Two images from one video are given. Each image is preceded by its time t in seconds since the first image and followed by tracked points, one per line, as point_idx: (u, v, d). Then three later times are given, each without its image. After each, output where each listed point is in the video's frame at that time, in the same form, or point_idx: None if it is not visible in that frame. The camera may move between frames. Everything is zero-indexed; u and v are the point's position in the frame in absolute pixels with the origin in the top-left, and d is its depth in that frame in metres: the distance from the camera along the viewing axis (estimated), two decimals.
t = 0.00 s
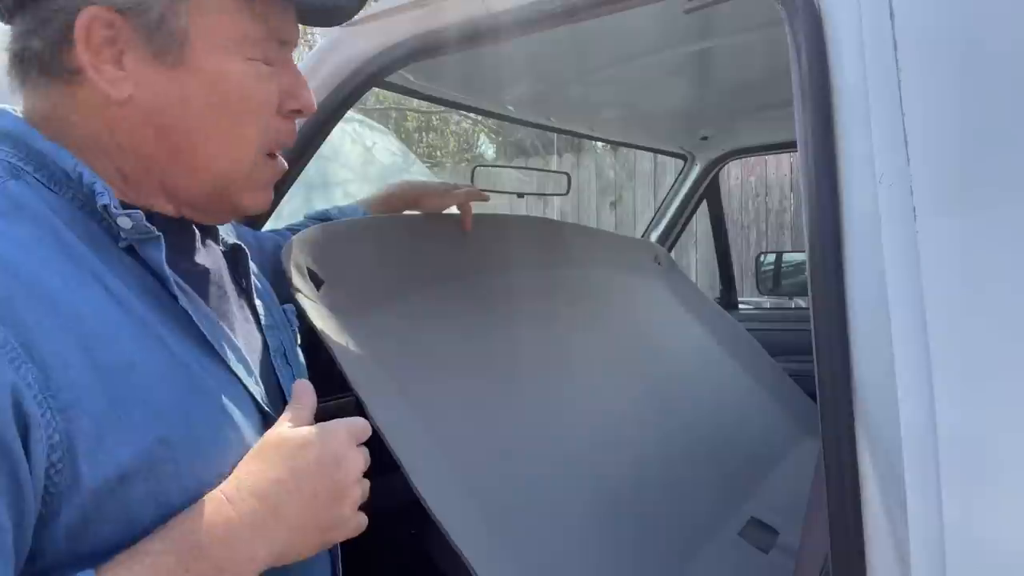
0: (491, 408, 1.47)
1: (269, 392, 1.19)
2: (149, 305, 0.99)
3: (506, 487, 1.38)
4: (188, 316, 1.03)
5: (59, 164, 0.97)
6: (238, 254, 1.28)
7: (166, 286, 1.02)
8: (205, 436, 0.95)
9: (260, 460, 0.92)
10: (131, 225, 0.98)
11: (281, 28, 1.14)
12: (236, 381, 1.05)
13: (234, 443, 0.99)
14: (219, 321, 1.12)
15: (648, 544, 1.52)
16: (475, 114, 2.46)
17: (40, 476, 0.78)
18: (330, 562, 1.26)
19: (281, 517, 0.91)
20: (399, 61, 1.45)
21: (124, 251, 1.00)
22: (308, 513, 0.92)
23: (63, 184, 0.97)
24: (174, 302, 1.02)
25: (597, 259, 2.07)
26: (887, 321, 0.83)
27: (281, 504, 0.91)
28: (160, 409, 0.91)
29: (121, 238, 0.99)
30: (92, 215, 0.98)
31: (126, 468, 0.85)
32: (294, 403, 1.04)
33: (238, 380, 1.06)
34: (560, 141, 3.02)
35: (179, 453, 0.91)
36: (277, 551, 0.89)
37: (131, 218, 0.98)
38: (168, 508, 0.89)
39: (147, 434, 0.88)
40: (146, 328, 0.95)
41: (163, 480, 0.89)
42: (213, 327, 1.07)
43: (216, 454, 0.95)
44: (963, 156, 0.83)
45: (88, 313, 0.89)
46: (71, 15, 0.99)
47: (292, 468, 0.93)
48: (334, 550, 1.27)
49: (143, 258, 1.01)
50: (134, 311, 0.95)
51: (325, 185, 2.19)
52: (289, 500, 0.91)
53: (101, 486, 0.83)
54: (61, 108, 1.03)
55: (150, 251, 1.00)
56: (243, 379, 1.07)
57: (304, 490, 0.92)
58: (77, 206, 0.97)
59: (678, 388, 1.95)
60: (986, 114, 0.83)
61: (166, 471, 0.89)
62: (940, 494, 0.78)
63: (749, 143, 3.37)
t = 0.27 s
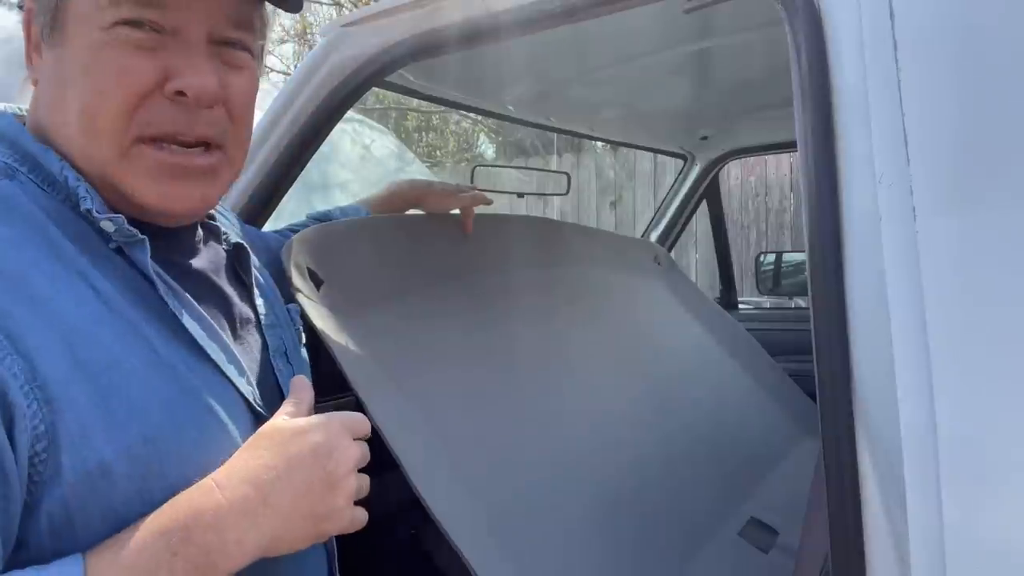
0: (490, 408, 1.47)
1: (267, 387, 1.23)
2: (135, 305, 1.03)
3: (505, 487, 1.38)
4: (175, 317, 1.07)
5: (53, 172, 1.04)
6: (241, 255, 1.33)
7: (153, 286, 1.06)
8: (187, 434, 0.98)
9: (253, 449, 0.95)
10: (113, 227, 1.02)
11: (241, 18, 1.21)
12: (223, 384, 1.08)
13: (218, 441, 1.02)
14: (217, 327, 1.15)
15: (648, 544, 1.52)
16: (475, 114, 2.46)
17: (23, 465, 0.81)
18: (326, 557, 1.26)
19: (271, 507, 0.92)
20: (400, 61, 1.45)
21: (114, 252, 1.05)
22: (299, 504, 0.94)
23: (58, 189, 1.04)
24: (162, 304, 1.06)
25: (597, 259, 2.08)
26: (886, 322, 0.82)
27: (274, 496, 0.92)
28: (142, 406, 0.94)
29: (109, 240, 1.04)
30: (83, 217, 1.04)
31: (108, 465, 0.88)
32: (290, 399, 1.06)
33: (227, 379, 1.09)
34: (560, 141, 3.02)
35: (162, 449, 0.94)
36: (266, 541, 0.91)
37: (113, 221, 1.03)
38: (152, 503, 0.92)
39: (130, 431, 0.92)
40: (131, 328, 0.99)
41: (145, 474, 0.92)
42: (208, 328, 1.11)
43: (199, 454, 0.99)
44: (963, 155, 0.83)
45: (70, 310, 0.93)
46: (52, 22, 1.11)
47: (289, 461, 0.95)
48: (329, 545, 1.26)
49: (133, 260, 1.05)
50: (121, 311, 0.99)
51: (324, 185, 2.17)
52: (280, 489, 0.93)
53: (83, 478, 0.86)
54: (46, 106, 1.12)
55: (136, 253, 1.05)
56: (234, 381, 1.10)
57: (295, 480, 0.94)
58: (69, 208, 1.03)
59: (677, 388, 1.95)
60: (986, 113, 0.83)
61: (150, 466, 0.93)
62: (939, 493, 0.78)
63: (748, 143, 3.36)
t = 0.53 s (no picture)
0: (491, 408, 1.47)
1: (261, 389, 1.22)
2: (125, 308, 1.03)
3: (504, 487, 1.38)
4: (165, 323, 1.06)
5: (41, 174, 1.04)
6: (239, 254, 1.33)
7: (142, 291, 1.06)
8: (178, 437, 0.98)
9: (252, 441, 0.96)
10: (100, 234, 1.03)
11: (231, 21, 1.21)
12: (216, 387, 1.08)
13: (209, 444, 1.02)
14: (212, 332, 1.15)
15: (648, 544, 1.52)
16: (475, 114, 2.46)
17: (19, 465, 0.83)
18: (322, 556, 1.24)
19: (271, 496, 0.93)
20: (400, 61, 1.45)
21: (104, 257, 1.04)
22: (298, 494, 0.95)
23: (46, 191, 1.04)
24: (151, 309, 1.06)
25: (597, 259, 2.08)
26: (885, 322, 0.82)
27: (273, 487, 0.93)
28: (132, 410, 0.95)
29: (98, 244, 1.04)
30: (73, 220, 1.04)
31: (99, 468, 0.89)
32: (287, 391, 1.07)
33: (218, 382, 1.09)
34: (560, 141, 3.02)
35: (151, 452, 0.95)
36: (266, 531, 0.92)
37: (99, 228, 1.03)
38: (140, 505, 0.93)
39: (120, 434, 0.92)
40: (121, 331, 0.99)
41: (134, 477, 0.92)
42: (201, 331, 1.11)
43: (190, 458, 0.99)
44: (962, 155, 0.83)
45: (59, 314, 0.94)
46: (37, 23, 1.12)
47: (287, 450, 0.96)
48: (324, 544, 1.25)
49: (121, 266, 1.05)
50: (111, 315, 0.99)
51: (324, 184, 2.16)
52: (279, 479, 0.94)
53: (74, 480, 0.87)
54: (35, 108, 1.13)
55: (124, 258, 1.05)
56: (228, 385, 1.10)
57: (294, 470, 0.95)
58: (58, 210, 1.03)
59: (677, 389, 1.95)
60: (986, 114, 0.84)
61: (140, 469, 0.93)
62: (939, 493, 0.78)
63: (749, 143, 3.36)
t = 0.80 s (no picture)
0: (491, 409, 1.47)
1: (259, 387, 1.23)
2: (121, 308, 1.03)
3: (504, 487, 1.38)
4: (162, 323, 1.06)
5: (37, 175, 1.05)
6: (236, 253, 1.32)
7: (138, 292, 1.05)
8: (174, 437, 0.98)
9: (252, 436, 0.96)
10: (95, 234, 1.02)
11: (227, 22, 1.21)
12: (213, 387, 1.08)
13: (205, 443, 1.02)
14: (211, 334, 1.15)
15: (648, 544, 1.52)
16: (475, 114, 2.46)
17: (17, 464, 0.83)
18: (321, 558, 1.23)
19: (271, 494, 0.93)
20: (400, 62, 1.45)
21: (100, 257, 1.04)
22: (299, 490, 0.96)
23: (41, 191, 1.04)
24: (147, 310, 1.06)
25: (597, 259, 2.08)
26: (884, 322, 0.82)
27: (273, 483, 0.94)
28: (128, 409, 0.95)
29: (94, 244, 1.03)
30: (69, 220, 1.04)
31: (95, 468, 0.89)
32: (286, 386, 1.07)
33: (214, 381, 1.08)
34: (559, 141, 3.02)
35: (148, 451, 0.95)
36: (267, 527, 0.93)
37: (94, 228, 1.02)
38: (137, 505, 0.93)
39: (116, 433, 0.92)
40: (117, 331, 0.99)
41: (130, 477, 0.93)
42: (197, 330, 1.10)
43: (186, 457, 0.99)
44: (962, 155, 0.83)
45: (54, 314, 0.94)
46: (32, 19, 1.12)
47: (287, 445, 0.96)
48: (322, 546, 1.23)
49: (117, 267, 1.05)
50: (107, 315, 0.99)
51: (325, 184, 2.17)
52: (280, 475, 0.94)
53: (72, 480, 0.87)
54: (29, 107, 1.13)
55: (120, 258, 1.04)
56: (225, 385, 1.09)
57: (295, 466, 0.96)
58: (54, 210, 1.03)
59: (677, 389, 1.95)
60: (986, 113, 0.83)
61: (136, 468, 0.93)
62: (939, 493, 0.78)
63: (749, 142, 3.36)
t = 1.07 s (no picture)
0: (492, 409, 1.47)
1: (257, 389, 1.23)
2: (118, 309, 1.02)
3: (504, 487, 1.38)
4: (159, 323, 1.06)
5: (33, 175, 1.04)
6: (233, 252, 1.32)
7: (136, 291, 1.05)
8: (170, 437, 0.98)
9: (249, 436, 0.96)
10: (92, 233, 1.02)
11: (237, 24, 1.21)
12: (210, 388, 1.08)
13: (201, 444, 1.02)
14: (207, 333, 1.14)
15: (648, 544, 1.52)
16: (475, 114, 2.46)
17: (12, 465, 0.84)
18: (316, 558, 1.21)
19: (268, 493, 0.94)
20: (400, 62, 1.45)
21: (98, 256, 1.04)
22: (296, 489, 0.96)
23: (38, 191, 1.04)
24: (145, 308, 1.06)
25: (597, 259, 2.08)
26: (884, 322, 0.83)
27: (270, 482, 0.94)
28: (125, 409, 0.95)
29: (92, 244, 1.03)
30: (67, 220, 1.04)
31: (90, 469, 0.89)
32: (283, 386, 1.07)
33: (210, 381, 1.08)
34: (560, 141, 3.02)
35: (144, 451, 0.95)
36: (264, 527, 0.93)
37: (92, 227, 1.02)
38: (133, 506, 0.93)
39: (113, 434, 0.93)
40: (114, 332, 0.99)
41: (126, 477, 0.93)
42: (195, 331, 1.10)
43: (183, 457, 0.99)
44: (962, 155, 0.83)
45: (51, 314, 0.94)
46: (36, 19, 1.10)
47: (284, 445, 0.97)
48: (318, 545, 1.22)
49: (114, 265, 1.05)
50: (105, 315, 0.99)
51: (325, 185, 2.18)
52: (278, 474, 0.95)
53: (67, 482, 0.88)
54: (30, 109, 1.12)
55: (117, 257, 1.04)
56: (222, 385, 1.09)
57: (292, 466, 0.96)
58: (51, 211, 1.03)
59: (677, 389, 1.95)
60: (986, 113, 0.83)
61: (132, 469, 0.93)
62: (939, 493, 0.78)
63: (749, 142, 3.36)
